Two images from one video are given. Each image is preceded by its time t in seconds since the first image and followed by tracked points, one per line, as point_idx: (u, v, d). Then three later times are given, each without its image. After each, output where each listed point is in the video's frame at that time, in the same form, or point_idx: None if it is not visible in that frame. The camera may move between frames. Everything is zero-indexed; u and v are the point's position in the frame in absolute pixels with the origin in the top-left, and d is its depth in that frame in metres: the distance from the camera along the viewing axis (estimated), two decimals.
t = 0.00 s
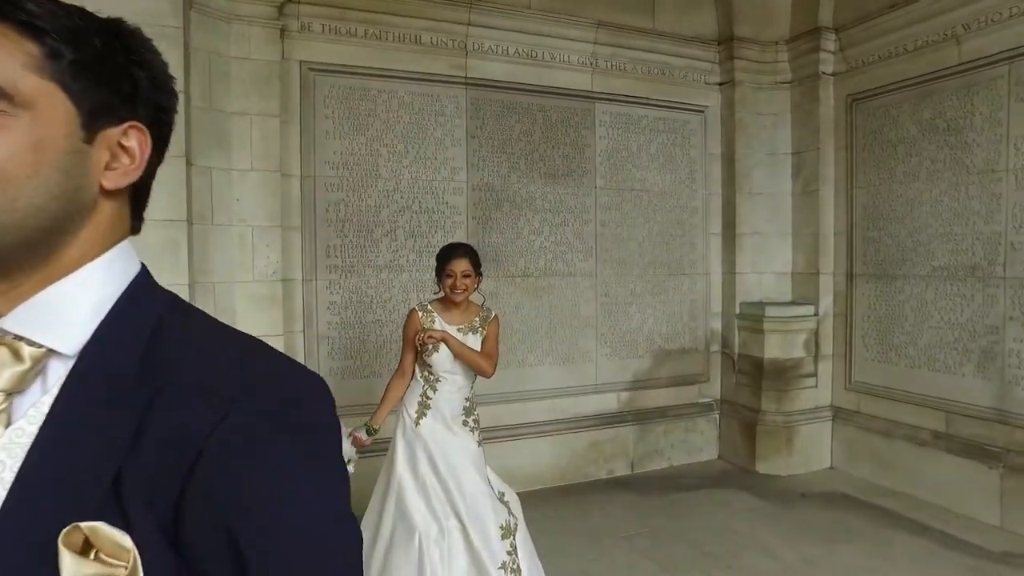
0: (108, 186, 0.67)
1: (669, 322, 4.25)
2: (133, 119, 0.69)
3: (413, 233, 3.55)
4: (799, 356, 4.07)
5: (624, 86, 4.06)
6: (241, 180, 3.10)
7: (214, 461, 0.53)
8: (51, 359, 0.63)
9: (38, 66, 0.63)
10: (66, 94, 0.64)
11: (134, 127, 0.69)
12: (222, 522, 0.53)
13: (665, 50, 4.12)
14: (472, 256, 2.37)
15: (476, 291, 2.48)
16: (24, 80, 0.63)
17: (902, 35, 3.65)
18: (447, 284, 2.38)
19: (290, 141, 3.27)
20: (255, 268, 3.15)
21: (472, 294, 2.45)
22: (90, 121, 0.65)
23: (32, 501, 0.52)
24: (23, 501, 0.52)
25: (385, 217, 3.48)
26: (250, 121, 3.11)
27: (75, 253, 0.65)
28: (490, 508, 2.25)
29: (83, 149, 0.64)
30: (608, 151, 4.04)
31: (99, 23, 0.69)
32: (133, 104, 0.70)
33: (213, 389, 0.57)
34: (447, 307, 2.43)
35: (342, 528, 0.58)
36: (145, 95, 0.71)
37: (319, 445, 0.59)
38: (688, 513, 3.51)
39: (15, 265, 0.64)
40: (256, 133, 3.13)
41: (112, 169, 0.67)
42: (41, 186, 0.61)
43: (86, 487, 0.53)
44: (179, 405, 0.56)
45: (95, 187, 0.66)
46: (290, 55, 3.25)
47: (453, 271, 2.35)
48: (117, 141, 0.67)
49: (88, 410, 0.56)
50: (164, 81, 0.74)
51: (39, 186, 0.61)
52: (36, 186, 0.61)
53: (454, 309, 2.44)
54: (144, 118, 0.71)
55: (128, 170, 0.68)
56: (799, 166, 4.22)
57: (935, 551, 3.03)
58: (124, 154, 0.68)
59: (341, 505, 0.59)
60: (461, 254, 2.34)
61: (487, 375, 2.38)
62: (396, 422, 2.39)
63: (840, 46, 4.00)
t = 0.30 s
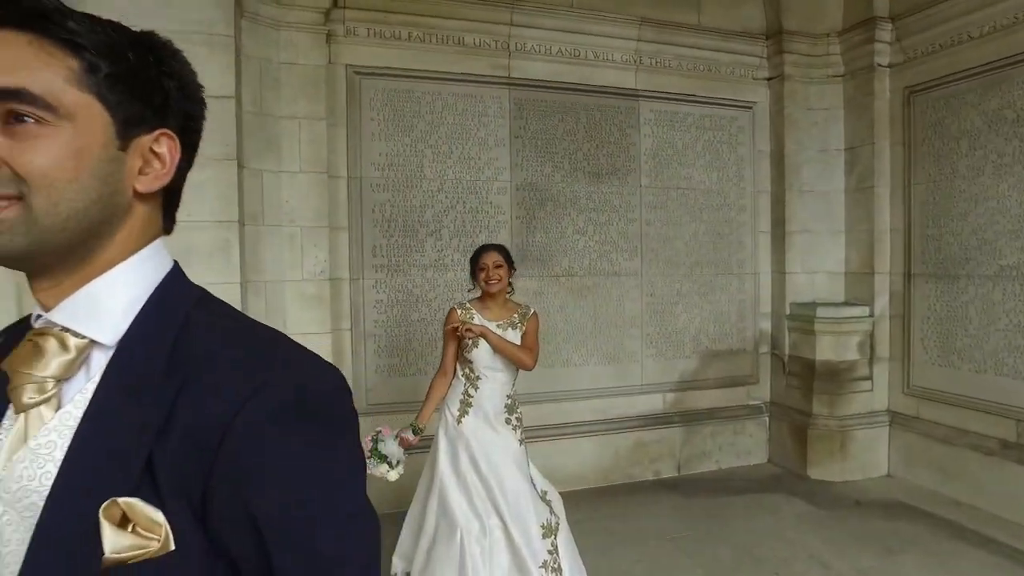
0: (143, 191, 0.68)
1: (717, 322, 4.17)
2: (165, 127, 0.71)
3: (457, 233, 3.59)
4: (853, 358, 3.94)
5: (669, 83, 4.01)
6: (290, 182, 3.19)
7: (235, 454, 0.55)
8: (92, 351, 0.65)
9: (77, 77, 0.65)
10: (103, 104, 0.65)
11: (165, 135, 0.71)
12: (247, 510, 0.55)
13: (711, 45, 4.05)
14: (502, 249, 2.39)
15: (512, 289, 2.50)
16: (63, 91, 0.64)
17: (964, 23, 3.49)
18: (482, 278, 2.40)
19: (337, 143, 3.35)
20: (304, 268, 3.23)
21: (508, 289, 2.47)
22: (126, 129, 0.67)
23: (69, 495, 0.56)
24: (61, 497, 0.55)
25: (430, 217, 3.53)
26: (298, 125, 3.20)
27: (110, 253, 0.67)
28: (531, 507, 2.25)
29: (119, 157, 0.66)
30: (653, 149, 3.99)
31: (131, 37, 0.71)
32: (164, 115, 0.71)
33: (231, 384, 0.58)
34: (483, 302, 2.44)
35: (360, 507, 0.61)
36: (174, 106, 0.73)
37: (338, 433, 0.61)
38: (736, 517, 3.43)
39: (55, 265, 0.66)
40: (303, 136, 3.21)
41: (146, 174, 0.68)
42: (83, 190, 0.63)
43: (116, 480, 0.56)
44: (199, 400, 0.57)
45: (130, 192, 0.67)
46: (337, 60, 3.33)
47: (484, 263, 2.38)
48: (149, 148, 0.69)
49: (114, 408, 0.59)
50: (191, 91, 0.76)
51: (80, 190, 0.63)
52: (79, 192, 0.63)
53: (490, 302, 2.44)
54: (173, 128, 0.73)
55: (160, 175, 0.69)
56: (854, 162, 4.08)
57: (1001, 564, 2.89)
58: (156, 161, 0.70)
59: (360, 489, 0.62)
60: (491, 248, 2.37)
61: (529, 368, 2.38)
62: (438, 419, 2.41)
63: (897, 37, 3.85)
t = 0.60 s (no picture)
0: (206, 214, 0.74)
1: (771, 324, 4.09)
2: (225, 155, 0.76)
3: (508, 235, 3.63)
4: (917, 363, 3.80)
5: (722, 81, 3.95)
6: (346, 186, 3.30)
7: (285, 454, 0.60)
8: (162, 357, 0.72)
9: (150, 116, 0.71)
10: (172, 141, 0.72)
11: (225, 162, 0.76)
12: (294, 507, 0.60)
13: (766, 41, 3.97)
14: (553, 255, 2.41)
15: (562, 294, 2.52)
16: (139, 129, 0.71)
17: None
18: (533, 285, 2.42)
19: (391, 148, 3.45)
20: (359, 270, 3.34)
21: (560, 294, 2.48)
22: (192, 161, 0.73)
23: (144, 484, 0.63)
24: (136, 490, 0.62)
25: (481, 219, 3.59)
26: (354, 131, 3.31)
27: (179, 270, 0.73)
28: (576, 508, 2.28)
29: (185, 185, 0.72)
30: (706, 149, 3.94)
31: (196, 74, 0.77)
32: (224, 144, 0.77)
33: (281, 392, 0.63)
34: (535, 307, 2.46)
35: (398, 509, 0.65)
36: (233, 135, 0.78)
37: (379, 437, 0.66)
38: (791, 524, 3.36)
39: (129, 284, 0.72)
40: (359, 142, 3.32)
41: (208, 199, 0.74)
42: (155, 217, 0.70)
43: (182, 472, 0.62)
44: (253, 403, 0.63)
45: (195, 216, 0.73)
46: (391, 67, 3.43)
47: (535, 269, 2.40)
48: (210, 175, 0.75)
49: (181, 408, 0.65)
50: (249, 120, 0.81)
51: (153, 217, 0.69)
52: (152, 218, 0.69)
53: (542, 307, 2.46)
54: (233, 155, 0.79)
55: (221, 199, 0.75)
56: (918, 159, 3.93)
57: None
58: (217, 187, 0.76)
59: (397, 491, 0.66)
60: (542, 254, 2.40)
61: (576, 367, 2.39)
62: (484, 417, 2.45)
63: (968, 26, 3.67)
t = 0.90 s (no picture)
0: (269, 221, 0.82)
1: (821, 325, 4.02)
2: (286, 167, 0.84)
3: (552, 235, 3.67)
4: (976, 367, 3.67)
5: (770, 79, 3.90)
6: (394, 188, 3.40)
7: (338, 435, 0.67)
8: (229, 347, 0.80)
9: (224, 133, 0.79)
10: (241, 155, 0.79)
11: (286, 174, 0.83)
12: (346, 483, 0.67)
13: (817, 37, 3.90)
14: (599, 264, 2.43)
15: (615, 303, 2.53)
16: (213, 145, 0.78)
17: None
18: (583, 295, 2.45)
19: (438, 150, 3.53)
20: (406, 269, 3.43)
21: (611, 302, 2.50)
22: (258, 173, 0.80)
23: (215, 458, 0.71)
24: (208, 467, 0.70)
25: (526, 219, 3.64)
26: (402, 134, 3.41)
27: (244, 269, 0.80)
28: (616, 506, 2.31)
29: (251, 195, 0.79)
30: (753, 148, 3.90)
31: (262, 94, 0.84)
32: (285, 157, 0.84)
33: (334, 382, 0.69)
34: (587, 316, 2.49)
35: (440, 495, 0.71)
36: (293, 149, 0.85)
37: (425, 428, 0.71)
38: (839, 528, 3.30)
39: (199, 281, 0.79)
40: (407, 144, 3.41)
41: (270, 208, 0.81)
42: (225, 223, 0.77)
43: (248, 449, 0.70)
44: (311, 389, 0.69)
45: (259, 222, 0.81)
46: (438, 71, 3.51)
47: (582, 280, 2.43)
48: (272, 185, 0.82)
49: (247, 392, 0.72)
50: (307, 135, 0.88)
51: (224, 223, 0.77)
52: (222, 224, 0.77)
53: (594, 316, 2.48)
54: (293, 167, 0.86)
55: (282, 208, 0.82)
56: (979, 155, 3.79)
57: None
58: (278, 196, 0.83)
59: (440, 475, 0.72)
60: (590, 264, 2.42)
61: (620, 375, 2.41)
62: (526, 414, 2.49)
63: None
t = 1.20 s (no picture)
0: (320, 214, 0.86)
1: (862, 325, 3.94)
2: (336, 164, 0.88)
3: (588, 234, 3.69)
4: None
5: (810, 75, 3.84)
6: (432, 189, 3.46)
7: (386, 421, 0.71)
8: (284, 338, 0.85)
9: (280, 131, 0.85)
10: (295, 151, 0.84)
11: (336, 170, 0.88)
12: (393, 466, 0.71)
13: (859, 32, 3.83)
14: (640, 255, 2.43)
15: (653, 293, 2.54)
16: (271, 141, 0.84)
17: None
18: (621, 286, 2.47)
19: (475, 150, 3.58)
20: (443, 268, 3.49)
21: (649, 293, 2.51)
22: (310, 168, 0.85)
23: (273, 442, 0.76)
24: (266, 451, 0.76)
25: (563, 218, 3.66)
26: (440, 135, 3.47)
27: (298, 259, 0.85)
28: (650, 502, 2.32)
29: (303, 188, 0.84)
30: (792, 146, 3.85)
31: (314, 97, 0.90)
32: (336, 155, 0.89)
33: (382, 373, 0.73)
34: (623, 306, 2.50)
35: (482, 486, 0.74)
36: (343, 148, 0.90)
37: (468, 419, 0.75)
38: (879, 533, 3.24)
39: (257, 270, 0.85)
40: (445, 145, 3.47)
41: (322, 201, 0.86)
42: (281, 213, 0.82)
43: (303, 433, 0.75)
44: (362, 377, 0.74)
45: (310, 215, 0.85)
46: (475, 72, 3.56)
47: (623, 271, 2.45)
48: (324, 180, 0.87)
49: (303, 380, 0.78)
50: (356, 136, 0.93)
51: (279, 213, 0.82)
52: (278, 214, 0.82)
53: (631, 306, 2.49)
54: (343, 165, 0.90)
55: (332, 202, 0.87)
56: None
57: None
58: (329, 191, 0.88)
59: (482, 464, 0.75)
60: (630, 254, 2.43)
61: (658, 366, 2.42)
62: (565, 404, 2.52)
63: None
